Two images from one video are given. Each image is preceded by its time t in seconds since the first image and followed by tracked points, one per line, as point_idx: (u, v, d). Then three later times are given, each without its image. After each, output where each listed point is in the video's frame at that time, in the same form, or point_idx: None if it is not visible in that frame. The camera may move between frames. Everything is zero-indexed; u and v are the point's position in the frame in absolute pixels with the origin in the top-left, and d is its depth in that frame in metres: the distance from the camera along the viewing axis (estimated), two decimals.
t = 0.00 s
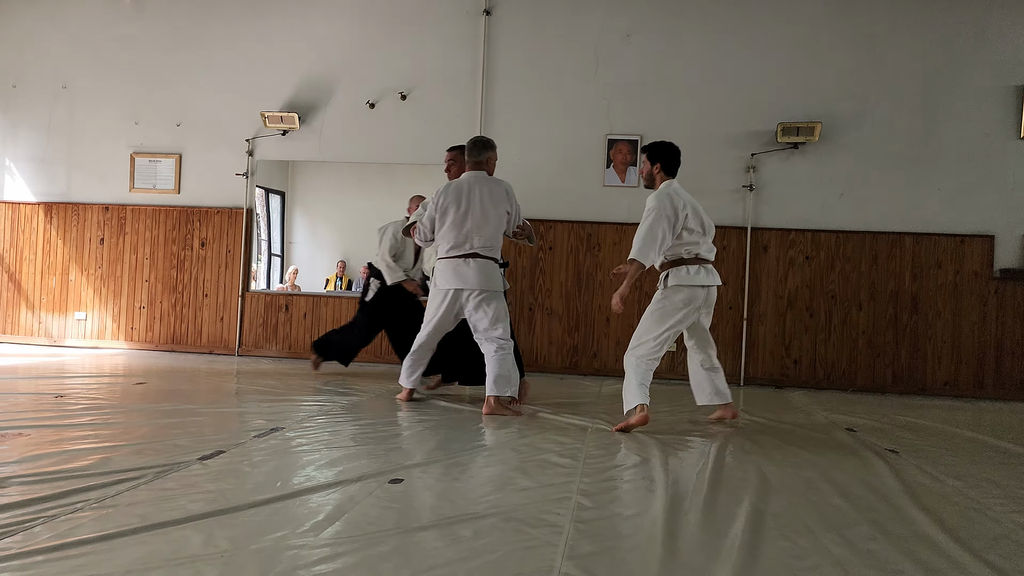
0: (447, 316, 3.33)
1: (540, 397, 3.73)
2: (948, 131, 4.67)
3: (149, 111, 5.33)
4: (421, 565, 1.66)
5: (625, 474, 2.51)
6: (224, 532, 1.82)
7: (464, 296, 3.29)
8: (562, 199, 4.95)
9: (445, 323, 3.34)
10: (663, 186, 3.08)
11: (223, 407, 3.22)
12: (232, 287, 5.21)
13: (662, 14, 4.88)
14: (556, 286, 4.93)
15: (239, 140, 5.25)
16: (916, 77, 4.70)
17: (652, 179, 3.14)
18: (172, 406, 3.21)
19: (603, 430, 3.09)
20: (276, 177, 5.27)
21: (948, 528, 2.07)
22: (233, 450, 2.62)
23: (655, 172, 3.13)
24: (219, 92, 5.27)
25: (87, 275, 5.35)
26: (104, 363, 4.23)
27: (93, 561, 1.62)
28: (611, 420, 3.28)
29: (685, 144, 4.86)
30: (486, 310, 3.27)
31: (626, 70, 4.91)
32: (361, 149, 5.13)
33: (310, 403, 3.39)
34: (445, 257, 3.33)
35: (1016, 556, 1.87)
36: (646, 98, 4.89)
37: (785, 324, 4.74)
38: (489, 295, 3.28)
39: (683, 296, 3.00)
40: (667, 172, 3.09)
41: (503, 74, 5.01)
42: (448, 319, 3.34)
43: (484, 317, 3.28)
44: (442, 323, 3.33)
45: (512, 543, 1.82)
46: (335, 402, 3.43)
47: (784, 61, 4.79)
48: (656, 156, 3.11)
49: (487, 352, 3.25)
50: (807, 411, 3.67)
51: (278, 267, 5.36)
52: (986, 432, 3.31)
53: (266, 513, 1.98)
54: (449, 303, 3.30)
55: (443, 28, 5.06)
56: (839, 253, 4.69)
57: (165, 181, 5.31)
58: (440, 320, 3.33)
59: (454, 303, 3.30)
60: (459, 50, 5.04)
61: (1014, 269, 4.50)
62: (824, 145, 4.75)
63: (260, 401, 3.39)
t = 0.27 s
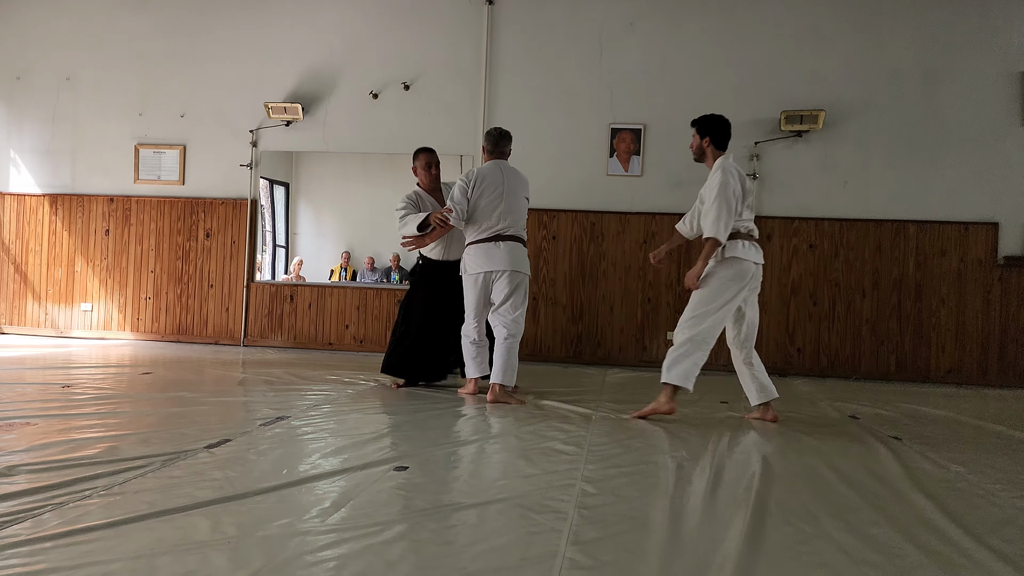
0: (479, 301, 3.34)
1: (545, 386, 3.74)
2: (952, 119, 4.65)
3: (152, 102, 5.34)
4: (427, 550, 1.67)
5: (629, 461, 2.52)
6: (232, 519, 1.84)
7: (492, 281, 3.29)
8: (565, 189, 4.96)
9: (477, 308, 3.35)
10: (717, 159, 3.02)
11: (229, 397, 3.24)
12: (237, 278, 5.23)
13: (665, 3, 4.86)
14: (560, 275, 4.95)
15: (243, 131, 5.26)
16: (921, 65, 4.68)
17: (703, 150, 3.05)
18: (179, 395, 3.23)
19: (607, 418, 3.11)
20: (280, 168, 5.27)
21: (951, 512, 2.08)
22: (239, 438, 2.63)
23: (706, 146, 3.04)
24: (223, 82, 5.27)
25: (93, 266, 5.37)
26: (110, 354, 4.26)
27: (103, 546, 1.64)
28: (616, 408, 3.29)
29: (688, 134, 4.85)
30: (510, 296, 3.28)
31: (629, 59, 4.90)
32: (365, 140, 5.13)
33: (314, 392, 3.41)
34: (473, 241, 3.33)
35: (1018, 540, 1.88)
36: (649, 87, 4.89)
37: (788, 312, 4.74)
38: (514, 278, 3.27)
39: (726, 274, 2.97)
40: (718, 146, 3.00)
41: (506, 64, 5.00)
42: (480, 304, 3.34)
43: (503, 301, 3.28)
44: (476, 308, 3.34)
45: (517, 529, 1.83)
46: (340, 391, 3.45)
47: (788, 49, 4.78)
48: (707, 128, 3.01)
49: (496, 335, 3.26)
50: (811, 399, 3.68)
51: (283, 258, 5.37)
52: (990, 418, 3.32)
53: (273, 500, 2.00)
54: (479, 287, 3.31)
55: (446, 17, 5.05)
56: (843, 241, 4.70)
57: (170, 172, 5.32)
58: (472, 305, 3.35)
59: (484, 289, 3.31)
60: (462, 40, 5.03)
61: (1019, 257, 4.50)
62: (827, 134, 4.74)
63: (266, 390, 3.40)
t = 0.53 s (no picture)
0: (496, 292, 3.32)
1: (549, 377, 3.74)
2: (957, 110, 4.64)
3: (155, 95, 5.34)
4: (431, 539, 1.68)
5: (633, 451, 2.52)
6: (236, 509, 1.84)
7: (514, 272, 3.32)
8: (568, 181, 4.95)
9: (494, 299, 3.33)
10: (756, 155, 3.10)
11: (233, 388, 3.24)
12: (241, 270, 5.24)
13: None
14: (563, 266, 4.95)
15: (245, 123, 5.26)
16: (925, 55, 4.66)
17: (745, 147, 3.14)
18: (183, 387, 3.24)
19: (611, 409, 3.11)
20: (283, 160, 5.27)
21: (955, 502, 2.08)
22: (243, 429, 2.64)
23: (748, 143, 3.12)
24: (225, 74, 5.27)
25: (96, 259, 5.38)
26: (115, 346, 4.27)
27: (109, 536, 1.64)
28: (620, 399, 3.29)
29: (691, 126, 4.84)
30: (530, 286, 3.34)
31: (632, 50, 4.88)
32: (368, 131, 5.13)
33: (318, 384, 3.41)
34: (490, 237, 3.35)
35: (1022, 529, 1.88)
36: (652, 78, 4.87)
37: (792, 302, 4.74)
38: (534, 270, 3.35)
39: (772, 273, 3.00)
40: (760, 143, 3.08)
41: (509, 55, 4.99)
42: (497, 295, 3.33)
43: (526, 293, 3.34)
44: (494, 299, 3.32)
45: (521, 518, 1.83)
46: (344, 382, 3.45)
47: (792, 40, 4.76)
48: (750, 126, 3.09)
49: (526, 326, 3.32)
50: (815, 389, 3.68)
51: (286, 251, 5.35)
52: (994, 408, 3.32)
53: (278, 490, 2.00)
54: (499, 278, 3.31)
55: (449, 8, 5.03)
56: (847, 231, 4.68)
57: (173, 164, 5.32)
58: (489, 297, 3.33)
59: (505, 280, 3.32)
60: (465, 31, 5.02)
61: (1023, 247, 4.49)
62: (830, 126, 4.72)
63: (270, 381, 3.41)
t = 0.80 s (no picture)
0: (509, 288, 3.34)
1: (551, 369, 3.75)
2: (959, 103, 4.62)
3: (156, 89, 5.34)
4: (433, 530, 1.68)
5: (635, 443, 2.53)
6: (239, 501, 1.85)
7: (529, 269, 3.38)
8: (569, 174, 4.95)
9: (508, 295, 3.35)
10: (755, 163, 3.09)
11: (236, 381, 3.25)
12: (243, 264, 5.24)
13: None
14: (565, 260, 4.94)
15: (247, 117, 5.25)
16: (928, 48, 4.65)
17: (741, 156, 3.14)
18: (186, 380, 3.24)
19: (614, 401, 3.11)
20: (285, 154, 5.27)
21: (956, 493, 2.08)
22: (246, 422, 2.64)
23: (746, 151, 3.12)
24: (226, 68, 5.26)
25: (99, 253, 5.39)
26: (118, 340, 4.28)
27: (112, 527, 1.65)
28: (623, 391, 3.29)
29: (692, 119, 4.83)
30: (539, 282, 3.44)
31: (633, 43, 4.87)
32: (370, 124, 5.12)
33: (320, 377, 3.42)
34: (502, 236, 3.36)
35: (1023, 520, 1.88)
36: (654, 72, 4.86)
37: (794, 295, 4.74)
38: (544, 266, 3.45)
39: (787, 274, 2.97)
40: (758, 150, 3.08)
41: (510, 49, 4.98)
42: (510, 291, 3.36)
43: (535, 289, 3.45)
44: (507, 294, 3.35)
45: (522, 510, 1.84)
46: (346, 375, 3.46)
47: (794, 33, 4.75)
48: (746, 134, 3.10)
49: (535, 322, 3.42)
50: (817, 381, 3.68)
51: (288, 245, 5.22)
52: (996, 400, 3.31)
53: (281, 482, 2.01)
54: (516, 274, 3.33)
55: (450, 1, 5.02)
56: (849, 224, 4.68)
57: (175, 158, 5.32)
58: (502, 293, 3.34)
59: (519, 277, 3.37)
60: (466, 24, 5.01)
61: None
62: (833, 119, 4.71)
63: (272, 375, 3.42)
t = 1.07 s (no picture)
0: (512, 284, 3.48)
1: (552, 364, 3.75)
2: (961, 97, 4.61)
3: (157, 84, 5.34)
4: (436, 524, 1.68)
5: (637, 437, 2.53)
6: (242, 496, 1.85)
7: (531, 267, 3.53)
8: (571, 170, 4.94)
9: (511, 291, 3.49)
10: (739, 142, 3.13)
11: (238, 376, 3.25)
12: (245, 259, 5.25)
13: None
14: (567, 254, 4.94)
15: (248, 112, 5.25)
16: (929, 42, 4.64)
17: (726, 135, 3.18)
18: (189, 376, 3.24)
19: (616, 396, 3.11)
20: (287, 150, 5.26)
21: (958, 487, 2.08)
22: (249, 417, 2.65)
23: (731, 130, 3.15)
24: (228, 63, 5.26)
25: (101, 249, 5.39)
26: (120, 336, 4.28)
27: (116, 522, 1.65)
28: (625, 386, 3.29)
29: (694, 115, 4.82)
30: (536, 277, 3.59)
31: (635, 38, 4.87)
32: (372, 119, 5.12)
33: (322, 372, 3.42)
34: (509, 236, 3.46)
35: None
36: (655, 67, 4.86)
37: (796, 289, 4.73)
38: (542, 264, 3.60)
39: (756, 251, 3.08)
40: (742, 130, 3.12)
41: (512, 44, 4.98)
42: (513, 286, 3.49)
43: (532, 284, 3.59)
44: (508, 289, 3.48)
45: (525, 504, 1.84)
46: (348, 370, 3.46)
47: (795, 27, 4.74)
48: (731, 114, 3.13)
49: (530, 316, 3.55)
50: (819, 376, 3.68)
51: (290, 241, 5.23)
52: (998, 394, 3.31)
53: (283, 477, 2.01)
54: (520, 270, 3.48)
55: None
56: (851, 218, 4.67)
57: (177, 153, 5.33)
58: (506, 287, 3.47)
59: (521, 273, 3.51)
60: (467, 19, 5.01)
61: None
62: (834, 114, 4.71)
63: (274, 370, 3.42)
